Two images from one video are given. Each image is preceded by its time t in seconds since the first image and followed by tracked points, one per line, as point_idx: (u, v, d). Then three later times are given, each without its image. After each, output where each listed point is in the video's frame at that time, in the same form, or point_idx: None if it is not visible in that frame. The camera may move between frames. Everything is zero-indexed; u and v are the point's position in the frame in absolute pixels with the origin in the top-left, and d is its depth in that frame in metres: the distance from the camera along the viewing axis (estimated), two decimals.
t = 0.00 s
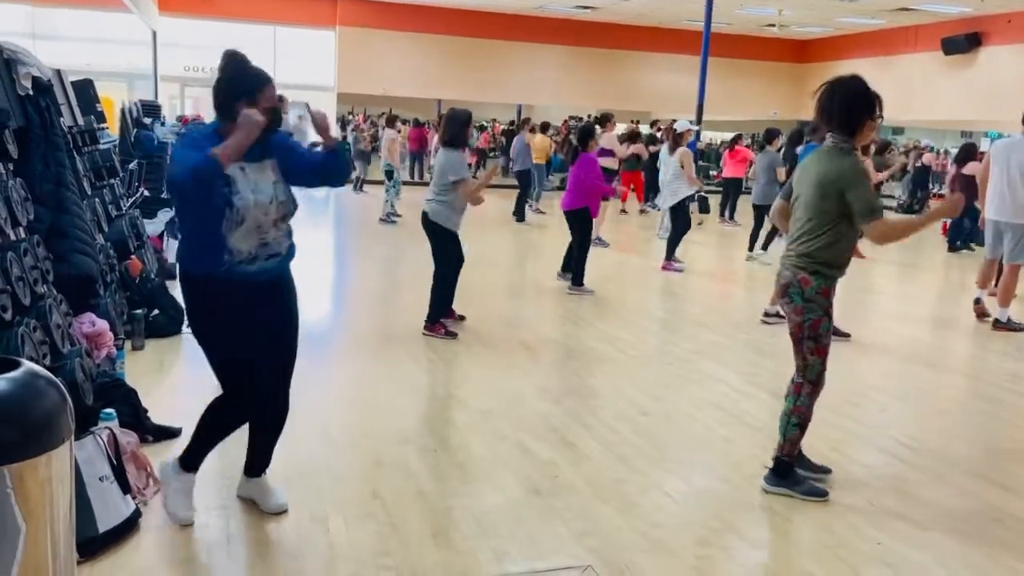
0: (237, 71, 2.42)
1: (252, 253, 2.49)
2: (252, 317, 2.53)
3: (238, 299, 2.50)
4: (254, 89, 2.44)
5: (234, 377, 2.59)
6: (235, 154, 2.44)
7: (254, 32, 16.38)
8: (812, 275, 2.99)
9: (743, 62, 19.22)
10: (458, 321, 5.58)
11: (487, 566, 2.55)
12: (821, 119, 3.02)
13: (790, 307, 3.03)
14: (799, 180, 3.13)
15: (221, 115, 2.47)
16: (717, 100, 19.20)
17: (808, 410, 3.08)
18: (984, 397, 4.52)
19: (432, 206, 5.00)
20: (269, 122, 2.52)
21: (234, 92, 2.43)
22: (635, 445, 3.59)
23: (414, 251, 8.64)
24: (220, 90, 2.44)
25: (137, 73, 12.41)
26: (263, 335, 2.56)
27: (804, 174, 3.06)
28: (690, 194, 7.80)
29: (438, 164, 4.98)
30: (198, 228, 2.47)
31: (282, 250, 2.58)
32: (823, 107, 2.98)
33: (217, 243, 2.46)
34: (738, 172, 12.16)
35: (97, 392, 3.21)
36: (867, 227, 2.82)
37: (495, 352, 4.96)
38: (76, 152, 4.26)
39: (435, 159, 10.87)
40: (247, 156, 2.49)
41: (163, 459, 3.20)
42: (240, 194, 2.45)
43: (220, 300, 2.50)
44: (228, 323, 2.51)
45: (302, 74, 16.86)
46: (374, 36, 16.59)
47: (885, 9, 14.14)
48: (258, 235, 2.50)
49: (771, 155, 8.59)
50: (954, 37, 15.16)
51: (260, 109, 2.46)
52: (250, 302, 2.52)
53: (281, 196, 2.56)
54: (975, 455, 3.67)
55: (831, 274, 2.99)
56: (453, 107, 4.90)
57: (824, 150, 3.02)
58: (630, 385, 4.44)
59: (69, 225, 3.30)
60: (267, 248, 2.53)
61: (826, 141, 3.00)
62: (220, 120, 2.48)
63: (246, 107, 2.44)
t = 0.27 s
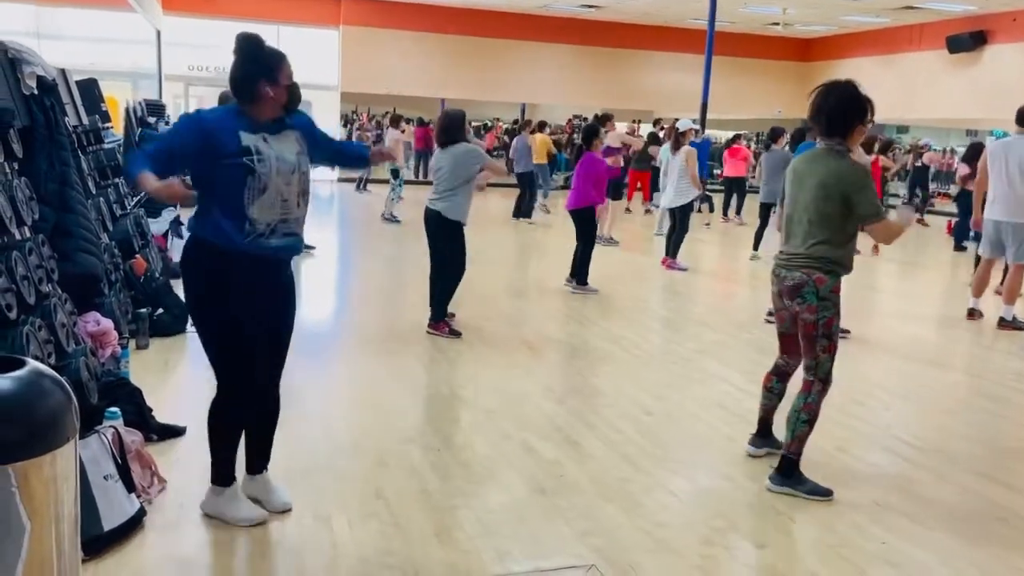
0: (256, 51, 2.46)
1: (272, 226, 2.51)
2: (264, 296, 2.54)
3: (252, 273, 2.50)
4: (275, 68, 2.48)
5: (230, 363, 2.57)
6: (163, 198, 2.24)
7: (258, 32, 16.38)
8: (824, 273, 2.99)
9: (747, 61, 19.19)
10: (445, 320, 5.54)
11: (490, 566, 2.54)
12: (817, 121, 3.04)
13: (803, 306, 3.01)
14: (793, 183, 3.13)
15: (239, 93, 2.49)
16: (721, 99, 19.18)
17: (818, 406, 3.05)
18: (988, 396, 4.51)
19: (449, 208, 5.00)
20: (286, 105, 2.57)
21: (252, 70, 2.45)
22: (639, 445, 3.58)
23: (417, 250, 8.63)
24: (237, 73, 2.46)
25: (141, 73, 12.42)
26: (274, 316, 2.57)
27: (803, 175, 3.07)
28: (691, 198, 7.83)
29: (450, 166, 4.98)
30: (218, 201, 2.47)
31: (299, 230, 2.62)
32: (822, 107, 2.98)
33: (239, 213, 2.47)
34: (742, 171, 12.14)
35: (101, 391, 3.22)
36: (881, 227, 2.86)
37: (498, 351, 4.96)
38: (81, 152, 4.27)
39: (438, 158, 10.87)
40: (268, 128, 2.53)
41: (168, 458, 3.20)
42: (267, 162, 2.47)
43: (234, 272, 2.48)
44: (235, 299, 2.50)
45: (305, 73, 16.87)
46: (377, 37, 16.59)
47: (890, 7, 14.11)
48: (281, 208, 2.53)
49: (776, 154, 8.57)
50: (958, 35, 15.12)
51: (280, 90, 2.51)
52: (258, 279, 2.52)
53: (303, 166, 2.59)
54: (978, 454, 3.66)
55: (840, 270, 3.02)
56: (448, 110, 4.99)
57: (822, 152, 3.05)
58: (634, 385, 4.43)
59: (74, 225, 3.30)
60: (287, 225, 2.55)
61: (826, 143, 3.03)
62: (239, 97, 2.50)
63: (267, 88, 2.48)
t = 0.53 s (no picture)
0: (263, 60, 2.47)
1: (278, 242, 2.54)
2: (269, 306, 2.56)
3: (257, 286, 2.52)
4: (281, 77, 2.48)
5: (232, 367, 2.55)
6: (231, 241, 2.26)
7: (262, 31, 16.39)
8: (834, 268, 3.11)
9: (751, 60, 19.16)
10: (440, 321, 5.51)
11: (494, 566, 2.54)
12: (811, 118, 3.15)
13: (817, 304, 3.10)
14: (789, 180, 3.20)
15: (245, 103, 2.49)
16: (725, 98, 19.16)
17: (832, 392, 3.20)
18: (992, 396, 4.50)
19: (467, 203, 5.15)
20: (293, 112, 2.57)
21: (259, 82, 2.46)
22: (642, 445, 3.58)
23: (420, 250, 8.63)
24: (243, 84, 2.47)
25: (145, 73, 12.43)
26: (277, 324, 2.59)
27: (804, 171, 3.16)
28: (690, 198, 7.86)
29: (464, 162, 5.12)
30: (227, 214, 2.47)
31: (303, 247, 2.64)
32: (822, 103, 3.09)
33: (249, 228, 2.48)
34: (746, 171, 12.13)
35: (105, 390, 3.22)
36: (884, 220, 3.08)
37: (501, 351, 4.96)
38: (85, 152, 4.28)
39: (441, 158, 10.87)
40: (277, 139, 2.55)
41: (171, 456, 3.21)
42: (278, 180, 2.50)
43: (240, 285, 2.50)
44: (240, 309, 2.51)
45: (309, 73, 16.89)
46: (380, 36, 16.60)
47: (894, 6, 14.08)
48: (289, 224, 2.56)
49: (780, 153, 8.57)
50: (963, 34, 15.08)
51: (286, 96, 2.52)
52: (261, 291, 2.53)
53: (309, 183, 2.63)
54: (983, 454, 3.65)
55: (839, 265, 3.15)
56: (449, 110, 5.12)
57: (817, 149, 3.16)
58: (637, 385, 4.43)
59: (79, 224, 3.31)
60: (292, 241, 2.59)
61: (821, 139, 3.15)
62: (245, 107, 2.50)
63: (274, 95, 2.49)
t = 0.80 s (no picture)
0: (280, 59, 2.58)
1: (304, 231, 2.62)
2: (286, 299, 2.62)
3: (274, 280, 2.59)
4: (297, 72, 2.59)
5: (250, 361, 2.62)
6: (294, 231, 2.43)
7: (265, 32, 16.41)
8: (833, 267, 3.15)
9: (755, 59, 19.14)
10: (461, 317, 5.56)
11: (496, 565, 2.54)
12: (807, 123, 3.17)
13: (823, 300, 3.12)
14: (782, 183, 3.19)
15: (266, 101, 2.59)
16: (728, 98, 19.14)
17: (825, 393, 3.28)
18: (995, 396, 4.49)
19: (488, 203, 5.16)
20: (309, 108, 2.66)
21: (276, 79, 2.57)
22: (645, 445, 3.58)
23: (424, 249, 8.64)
24: (264, 81, 2.58)
25: (149, 73, 12.45)
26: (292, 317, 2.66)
27: (799, 175, 3.15)
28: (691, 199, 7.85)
29: (480, 163, 5.15)
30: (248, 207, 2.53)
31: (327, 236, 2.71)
32: (822, 109, 3.08)
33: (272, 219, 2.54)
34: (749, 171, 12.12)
35: (109, 390, 3.23)
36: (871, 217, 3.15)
37: (504, 351, 4.96)
38: (88, 152, 4.28)
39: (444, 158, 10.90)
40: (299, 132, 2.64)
41: (174, 456, 3.21)
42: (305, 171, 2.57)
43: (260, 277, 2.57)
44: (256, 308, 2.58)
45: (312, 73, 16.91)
46: (383, 36, 16.60)
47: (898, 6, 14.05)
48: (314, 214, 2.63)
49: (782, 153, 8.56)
50: (967, 34, 15.06)
51: (301, 91, 2.61)
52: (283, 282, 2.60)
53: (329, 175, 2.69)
54: (986, 455, 3.65)
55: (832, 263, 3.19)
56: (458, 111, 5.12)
57: (807, 152, 3.17)
58: (640, 384, 4.43)
59: (82, 224, 3.31)
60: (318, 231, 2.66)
61: (814, 143, 3.16)
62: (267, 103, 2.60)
63: (289, 89, 2.59)
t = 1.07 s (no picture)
0: (299, 67, 2.75)
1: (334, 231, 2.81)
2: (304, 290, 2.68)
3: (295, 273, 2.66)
4: (315, 81, 2.74)
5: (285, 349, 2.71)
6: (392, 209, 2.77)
7: (268, 32, 16.42)
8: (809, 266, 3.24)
9: (758, 59, 19.13)
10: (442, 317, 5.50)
11: (498, 566, 2.55)
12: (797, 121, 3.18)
13: (803, 301, 3.19)
14: (768, 182, 3.19)
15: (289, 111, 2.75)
16: (731, 98, 19.13)
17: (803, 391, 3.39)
18: (998, 397, 4.48)
19: (490, 203, 5.18)
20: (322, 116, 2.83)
21: (295, 85, 2.73)
22: (647, 445, 3.58)
23: (427, 250, 8.64)
24: (284, 89, 2.74)
25: (151, 74, 12.46)
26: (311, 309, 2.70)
27: (787, 174, 3.16)
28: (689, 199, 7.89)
29: (485, 163, 5.17)
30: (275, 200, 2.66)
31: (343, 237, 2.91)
32: (817, 106, 3.11)
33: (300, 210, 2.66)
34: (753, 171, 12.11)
35: (111, 390, 3.23)
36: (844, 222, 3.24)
37: (506, 351, 4.96)
38: (91, 152, 4.29)
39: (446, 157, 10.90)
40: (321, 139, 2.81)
41: (177, 456, 3.22)
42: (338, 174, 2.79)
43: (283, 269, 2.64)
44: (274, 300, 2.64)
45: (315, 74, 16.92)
46: (386, 36, 16.61)
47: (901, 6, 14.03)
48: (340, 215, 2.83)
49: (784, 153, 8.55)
50: (969, 34, 15.04)
51: (315, 100, 2.76)
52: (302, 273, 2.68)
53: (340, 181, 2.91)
54: (988, 455, 3.65)
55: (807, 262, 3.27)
56: (471, 108, 5.14)
57: (793, 151, 3.18)
58: (642, 385, 4.43)
59: (86, 225, 3.32)
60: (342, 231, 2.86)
61: (801, 142, 3.18)
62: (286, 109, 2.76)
63: (306, 98, 2.74)
